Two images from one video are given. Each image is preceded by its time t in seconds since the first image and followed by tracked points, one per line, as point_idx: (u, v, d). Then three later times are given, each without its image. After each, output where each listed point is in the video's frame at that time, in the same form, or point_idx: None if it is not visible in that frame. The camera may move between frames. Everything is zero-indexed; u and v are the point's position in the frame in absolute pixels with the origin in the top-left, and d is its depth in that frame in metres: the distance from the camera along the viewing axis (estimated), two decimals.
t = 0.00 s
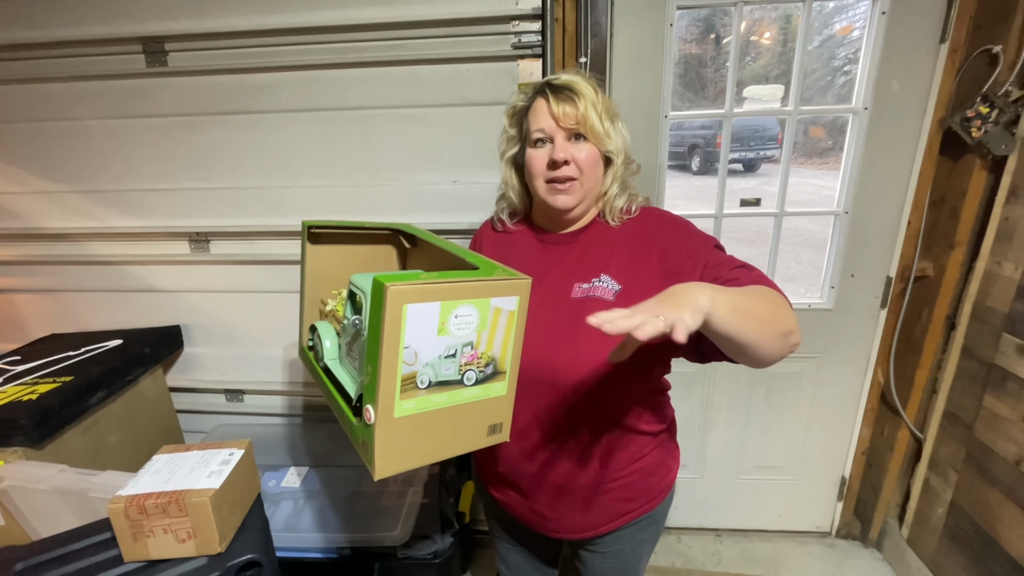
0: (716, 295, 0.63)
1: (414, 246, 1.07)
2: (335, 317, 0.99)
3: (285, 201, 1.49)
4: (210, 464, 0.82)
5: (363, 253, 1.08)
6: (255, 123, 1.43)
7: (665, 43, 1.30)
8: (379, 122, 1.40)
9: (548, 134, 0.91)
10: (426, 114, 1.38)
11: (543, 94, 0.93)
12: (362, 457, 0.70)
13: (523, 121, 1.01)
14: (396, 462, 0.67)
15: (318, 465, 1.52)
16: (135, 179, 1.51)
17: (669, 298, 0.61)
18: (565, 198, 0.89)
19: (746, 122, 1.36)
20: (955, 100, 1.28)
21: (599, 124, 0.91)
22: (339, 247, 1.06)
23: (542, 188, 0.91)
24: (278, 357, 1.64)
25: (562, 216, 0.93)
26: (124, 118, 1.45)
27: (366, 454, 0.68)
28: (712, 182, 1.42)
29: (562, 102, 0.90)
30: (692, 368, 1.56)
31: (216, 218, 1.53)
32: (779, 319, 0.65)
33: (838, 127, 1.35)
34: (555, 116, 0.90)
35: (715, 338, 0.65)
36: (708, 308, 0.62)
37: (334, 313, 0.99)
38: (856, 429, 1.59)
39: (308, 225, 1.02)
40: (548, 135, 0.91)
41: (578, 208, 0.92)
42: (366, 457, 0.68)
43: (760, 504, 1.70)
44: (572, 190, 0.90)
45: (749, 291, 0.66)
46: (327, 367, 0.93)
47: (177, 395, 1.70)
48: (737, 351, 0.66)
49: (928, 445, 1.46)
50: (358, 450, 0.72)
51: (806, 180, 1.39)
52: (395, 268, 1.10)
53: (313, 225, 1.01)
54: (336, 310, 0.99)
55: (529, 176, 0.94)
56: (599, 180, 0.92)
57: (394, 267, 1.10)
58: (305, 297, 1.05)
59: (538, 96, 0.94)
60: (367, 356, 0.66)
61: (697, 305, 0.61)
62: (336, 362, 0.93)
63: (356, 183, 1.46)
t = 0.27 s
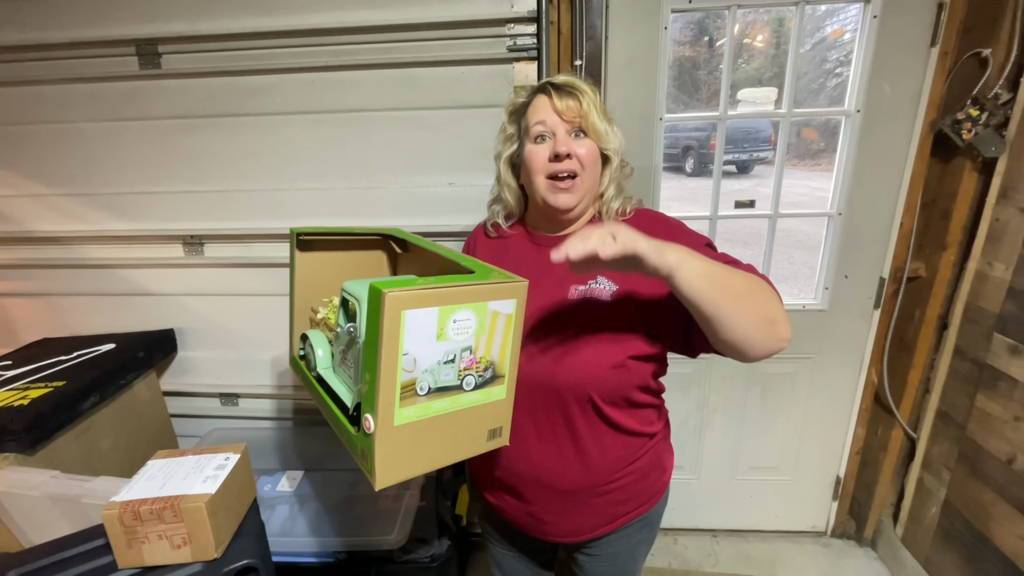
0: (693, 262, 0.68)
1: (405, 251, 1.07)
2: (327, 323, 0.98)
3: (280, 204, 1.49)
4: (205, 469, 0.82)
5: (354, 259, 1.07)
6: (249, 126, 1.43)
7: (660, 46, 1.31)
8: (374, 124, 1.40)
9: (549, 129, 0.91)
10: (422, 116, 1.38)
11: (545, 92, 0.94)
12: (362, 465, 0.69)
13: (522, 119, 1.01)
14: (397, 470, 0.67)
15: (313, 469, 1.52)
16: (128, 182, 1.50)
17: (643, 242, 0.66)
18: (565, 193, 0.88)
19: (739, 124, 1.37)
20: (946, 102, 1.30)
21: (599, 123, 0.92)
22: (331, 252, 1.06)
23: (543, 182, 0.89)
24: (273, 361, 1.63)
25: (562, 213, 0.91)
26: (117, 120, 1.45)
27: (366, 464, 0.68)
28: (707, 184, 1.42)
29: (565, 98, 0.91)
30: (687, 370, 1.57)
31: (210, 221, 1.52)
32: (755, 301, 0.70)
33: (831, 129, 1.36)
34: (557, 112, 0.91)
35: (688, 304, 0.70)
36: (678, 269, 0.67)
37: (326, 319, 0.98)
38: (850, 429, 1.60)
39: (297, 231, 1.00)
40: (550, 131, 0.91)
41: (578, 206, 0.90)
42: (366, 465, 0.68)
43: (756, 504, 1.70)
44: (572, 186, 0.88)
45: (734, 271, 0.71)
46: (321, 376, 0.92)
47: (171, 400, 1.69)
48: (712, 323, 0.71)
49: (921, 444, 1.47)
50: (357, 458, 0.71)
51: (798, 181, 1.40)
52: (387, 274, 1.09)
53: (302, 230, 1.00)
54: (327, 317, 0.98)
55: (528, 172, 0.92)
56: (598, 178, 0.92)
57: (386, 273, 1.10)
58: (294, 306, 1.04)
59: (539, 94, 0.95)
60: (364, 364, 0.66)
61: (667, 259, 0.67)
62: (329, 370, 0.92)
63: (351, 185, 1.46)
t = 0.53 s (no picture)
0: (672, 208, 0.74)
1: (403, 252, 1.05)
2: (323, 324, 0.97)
3: (278, 205, 1.48)
4: (206, 473, 0.81)
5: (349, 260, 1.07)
6: (247, 127, 1.42)
7: (657, 48, 1.31)
8: (373, 125, 1.40)
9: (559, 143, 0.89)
10: (421, 118, 1.38)
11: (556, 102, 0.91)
12: (370, 468, 0.68)
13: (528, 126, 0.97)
14: (408, 470, 0.66)
15: (312, 471, 1.52)
16: (125, 184, 1.49)
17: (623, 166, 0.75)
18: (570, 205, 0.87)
19: (735, 125, 1.38)
20: (941, 104, 1.31)
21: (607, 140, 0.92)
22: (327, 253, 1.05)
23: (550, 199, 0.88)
24: (271, 363, 1.62)
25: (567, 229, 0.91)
26: (113, 121, 1.44)
27: (375, 466, 0.67)
28: (704, 185, 1.43)
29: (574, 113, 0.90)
30: (686, 371, 1.57)
31: (207, 223, 1.51)
32: (730, 261, 0.74)
33: (828, 130, 1.37)
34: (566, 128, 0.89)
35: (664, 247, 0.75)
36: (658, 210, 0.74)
37: (322, 320, 0.97)
38: (848, 429, 1.60)
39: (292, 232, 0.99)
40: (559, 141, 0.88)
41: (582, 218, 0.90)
42: (375, 467, 0.67)
43: (754, 504, 1.71)
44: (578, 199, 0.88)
45: (715, 227, 0.75)
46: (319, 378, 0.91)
47: (168, 403, 1.68)
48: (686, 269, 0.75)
49: (917, 444, 1.48)
50: (364, 461, 0.71)
51: (792, 182, 1.41)
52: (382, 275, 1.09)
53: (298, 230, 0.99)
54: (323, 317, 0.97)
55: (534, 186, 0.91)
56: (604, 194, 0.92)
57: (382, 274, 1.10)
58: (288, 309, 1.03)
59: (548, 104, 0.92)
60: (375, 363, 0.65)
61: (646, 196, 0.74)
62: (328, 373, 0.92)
63: (349, 187, 1.45)
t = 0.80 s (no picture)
0: (676, 197, 0.74)
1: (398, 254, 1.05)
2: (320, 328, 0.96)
3: (279, 206, 1.48)
4: (211, 474, 0.81)
5: (345, 262, 1.07)
6: (248, 128, 1.42)
7: (658, 50, 1.32)
8: (374, 126, 1.40)
9: (553, 139, 0.90)
10: (422, 119, 1.39)
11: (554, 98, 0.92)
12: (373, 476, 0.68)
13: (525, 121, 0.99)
14: (412, 479, 0.66)
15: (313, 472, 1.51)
16: (124, 184, 1.49)
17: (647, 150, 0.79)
18: (562, 202, 0.89)
19: (733, 126, 1.38)
20: (937, 106, 1.32)
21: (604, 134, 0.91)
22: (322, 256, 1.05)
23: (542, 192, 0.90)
24: (271, 364, 1.62)
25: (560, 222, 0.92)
26: (112, 122, 1.43)
27: (378, 474, 0.67)
28: (705, 186, 1.44)
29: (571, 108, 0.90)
30: (686, 371, 1.58)
31: (207, 223, 1.50)
32: (728, 254, 0.74)
33: (825, 132, 1.38)
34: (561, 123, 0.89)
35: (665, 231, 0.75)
36: (661, 196, 0.75)
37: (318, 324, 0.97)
38: (846, 427, 1.62)
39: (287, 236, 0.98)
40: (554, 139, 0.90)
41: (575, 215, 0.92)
42: (378, 475, 0.67)
43: (753, 503, 1.72)
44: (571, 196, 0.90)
45: (720, 223, 0.75)
46: (316, 380, 0.91)
47: (167, 404, 1.67)
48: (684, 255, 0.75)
49: (915, 442, 1.49)
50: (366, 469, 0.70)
51: (788, 184, 1.42)
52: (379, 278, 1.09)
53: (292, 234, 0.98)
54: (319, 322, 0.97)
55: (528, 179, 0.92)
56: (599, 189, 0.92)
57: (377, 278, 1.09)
58: (282, 313, 1.02)
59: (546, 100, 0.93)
60: (378, 370, 0.65)
61: (651, 181, 0.75)
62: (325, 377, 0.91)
63: (351, 188, 1.45)
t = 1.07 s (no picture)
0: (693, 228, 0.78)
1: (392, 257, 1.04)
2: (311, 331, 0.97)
3: (280, 206, 1.47)
4: (217, 473, 0.81)
5: (338, 264, 1.06)
6: (249, 128, 1.42)
7: (660, 50, 1.33)
8: (376, 126, 1.40)
9: (540, 131, 0.93)
10: (424, 119, 1.39)
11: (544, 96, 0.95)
12: (360, 482, 0.68)
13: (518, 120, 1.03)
14: (401, 486, 0.66)
15: (314, 473, 1.51)
16: (124, 183, 1.48)
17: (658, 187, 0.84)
18: (546, 191, 0.90)
19: (732, 127, 1.39)
20: (936, 107, 1.33)
21: (594, 131, 0.93)
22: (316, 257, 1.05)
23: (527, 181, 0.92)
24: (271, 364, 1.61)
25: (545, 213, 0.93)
26: (112, 120, 1.42)
27: (366, 481, 0.67)
28: (706, 186, 1.44)
29: (560, 103, 0.93)
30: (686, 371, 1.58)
31: (208, 223, 1.50)
32: (729, 287, 0.78)
33: (826, 134, 1.39)
34: (549, 117, 0.92)
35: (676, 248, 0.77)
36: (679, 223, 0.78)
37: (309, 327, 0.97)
38: (845, 427, 1.63)
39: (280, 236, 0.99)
40: (541, 132, 0.93)
41: (560, 207, 0.91)
42: (366, 482, 0.67)
43: (753, 502, 1.72)
44: (555, 186, 0.90)
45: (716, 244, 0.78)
46: (307, 383, 0.91)
47: (166, 405, 1.66)
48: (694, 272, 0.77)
49: (914, 441, 1.50)
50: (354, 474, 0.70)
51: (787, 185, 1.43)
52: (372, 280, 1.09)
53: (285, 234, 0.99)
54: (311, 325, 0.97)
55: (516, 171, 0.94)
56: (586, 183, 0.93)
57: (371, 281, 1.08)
58: (274, 314, 1.02)
59: (537, 98, 0.97)
60: (368, 377, 0.65)
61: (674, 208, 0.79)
62: (315, 380, 0.91)
63: (352, 188, 1.45)
